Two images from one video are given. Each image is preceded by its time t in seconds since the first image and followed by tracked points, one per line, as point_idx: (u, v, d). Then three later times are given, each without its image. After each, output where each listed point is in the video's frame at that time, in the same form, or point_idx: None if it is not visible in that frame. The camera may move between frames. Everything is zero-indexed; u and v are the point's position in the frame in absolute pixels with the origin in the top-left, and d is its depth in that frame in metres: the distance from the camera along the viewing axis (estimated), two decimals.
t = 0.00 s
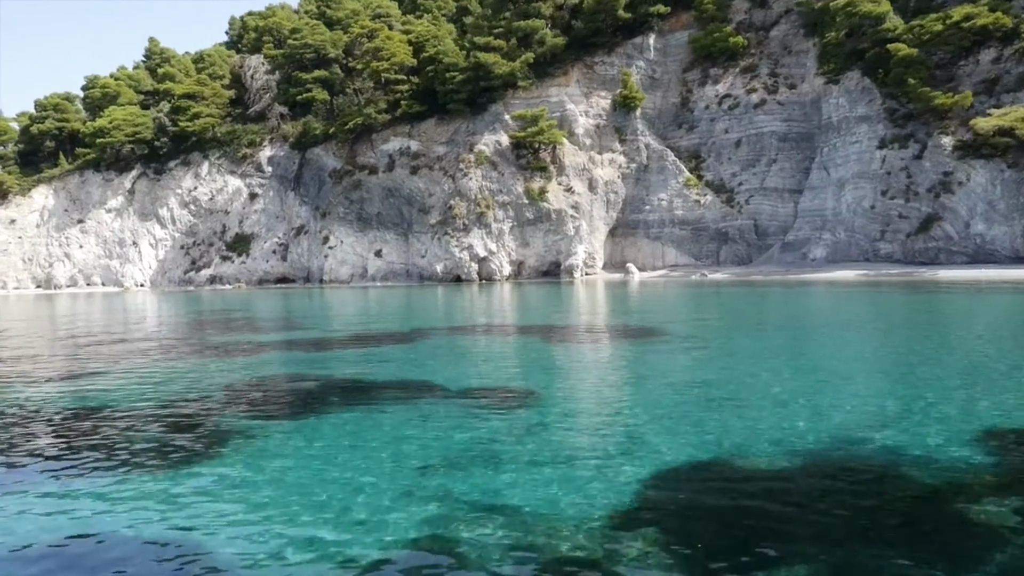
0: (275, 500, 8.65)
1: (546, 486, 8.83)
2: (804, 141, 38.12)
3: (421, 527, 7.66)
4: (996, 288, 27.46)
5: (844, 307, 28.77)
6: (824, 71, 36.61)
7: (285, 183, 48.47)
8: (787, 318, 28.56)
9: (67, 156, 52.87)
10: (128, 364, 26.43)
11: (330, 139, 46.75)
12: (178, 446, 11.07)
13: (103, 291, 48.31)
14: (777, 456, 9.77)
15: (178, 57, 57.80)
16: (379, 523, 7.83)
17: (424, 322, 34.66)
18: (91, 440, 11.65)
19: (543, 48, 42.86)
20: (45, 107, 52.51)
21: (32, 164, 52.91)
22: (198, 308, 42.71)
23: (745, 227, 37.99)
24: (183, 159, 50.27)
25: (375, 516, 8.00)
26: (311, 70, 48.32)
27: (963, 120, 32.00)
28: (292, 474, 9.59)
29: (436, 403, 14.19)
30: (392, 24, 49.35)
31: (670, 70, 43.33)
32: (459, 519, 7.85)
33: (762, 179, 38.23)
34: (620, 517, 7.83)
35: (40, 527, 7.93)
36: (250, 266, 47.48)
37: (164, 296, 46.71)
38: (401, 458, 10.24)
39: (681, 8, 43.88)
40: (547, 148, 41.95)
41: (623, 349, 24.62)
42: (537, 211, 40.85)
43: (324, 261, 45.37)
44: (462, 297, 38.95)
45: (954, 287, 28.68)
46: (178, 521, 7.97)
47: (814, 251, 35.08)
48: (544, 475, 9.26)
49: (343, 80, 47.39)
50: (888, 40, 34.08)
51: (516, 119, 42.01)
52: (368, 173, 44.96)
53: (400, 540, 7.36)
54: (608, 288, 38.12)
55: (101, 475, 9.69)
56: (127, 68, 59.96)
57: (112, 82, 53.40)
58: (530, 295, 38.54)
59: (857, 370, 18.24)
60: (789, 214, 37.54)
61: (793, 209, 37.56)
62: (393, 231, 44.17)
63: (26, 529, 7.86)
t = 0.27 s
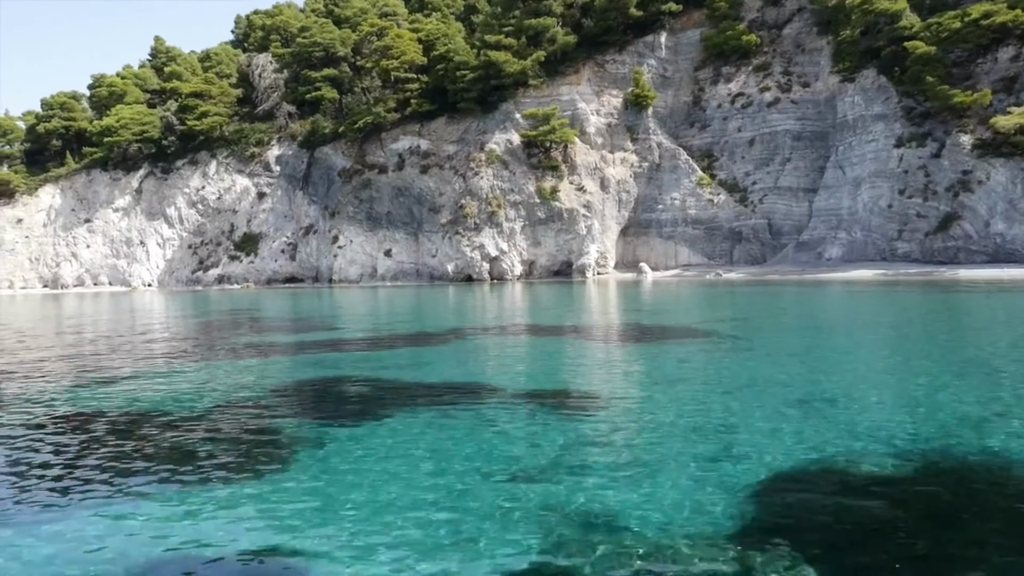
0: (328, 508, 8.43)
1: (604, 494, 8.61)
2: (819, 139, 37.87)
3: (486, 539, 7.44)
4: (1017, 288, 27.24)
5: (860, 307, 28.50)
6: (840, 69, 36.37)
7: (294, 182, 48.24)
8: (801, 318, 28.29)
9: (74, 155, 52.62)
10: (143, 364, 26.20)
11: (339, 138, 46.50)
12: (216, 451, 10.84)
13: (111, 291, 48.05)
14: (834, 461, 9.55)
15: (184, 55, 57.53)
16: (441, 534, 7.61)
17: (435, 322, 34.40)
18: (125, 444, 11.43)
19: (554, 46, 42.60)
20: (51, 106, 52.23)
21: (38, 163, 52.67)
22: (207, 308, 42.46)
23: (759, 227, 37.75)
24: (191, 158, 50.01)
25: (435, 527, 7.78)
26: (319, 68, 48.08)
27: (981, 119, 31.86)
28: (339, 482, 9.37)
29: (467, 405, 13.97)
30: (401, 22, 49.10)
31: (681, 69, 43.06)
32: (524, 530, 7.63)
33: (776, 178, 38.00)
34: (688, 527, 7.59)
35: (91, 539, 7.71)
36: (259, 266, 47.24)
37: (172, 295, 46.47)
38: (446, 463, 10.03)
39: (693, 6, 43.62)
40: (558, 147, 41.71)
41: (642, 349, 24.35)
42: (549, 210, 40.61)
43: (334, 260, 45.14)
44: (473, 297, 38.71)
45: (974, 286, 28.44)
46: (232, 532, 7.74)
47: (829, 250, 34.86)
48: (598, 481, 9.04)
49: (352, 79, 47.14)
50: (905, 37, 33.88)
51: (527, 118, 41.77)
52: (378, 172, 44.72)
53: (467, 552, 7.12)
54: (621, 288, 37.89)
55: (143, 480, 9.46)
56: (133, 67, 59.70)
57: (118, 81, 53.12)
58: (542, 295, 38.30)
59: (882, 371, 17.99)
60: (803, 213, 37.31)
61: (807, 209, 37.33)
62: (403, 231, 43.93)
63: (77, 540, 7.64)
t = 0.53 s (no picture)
0: (372, 503, 8.21)
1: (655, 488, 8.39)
2: (831, 138, 37.64)
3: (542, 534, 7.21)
4: None
5: (874, 307, 28.25)
6: (853, 67, 36.14)
7: (301, 181, 48.00)
8: (814, 319, 28.00)
9: (79, 154, 52.37)
10: (154, 363, 25.95)
11: (347, 137, 46.27)
12: (247, 445, 10.60)
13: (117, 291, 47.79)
14: (885, 457, 9.34)
15: (190, 54, 57.30)
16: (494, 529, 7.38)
17: (444, 322, 34.13)
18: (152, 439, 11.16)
19: (564, 44, 42.37)
20: (57, 104, 51.96)
21: (43, 162, 52.45)
22: (213, 308, 42.19)
23: (771, 226, 37.53)
24: (197, 157, 49.78)
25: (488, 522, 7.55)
26: (327, 67, 47.87)
27: (998, 117, 31.73)
28: (379, 475, 9.15)
29: (494, 400, 13.72)
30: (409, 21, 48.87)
31: (691, 67, 42.82)
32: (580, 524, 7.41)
33: (788, 177, 37.77)
34: (749, 523, 7.37)
35: (133, 530, 7.47)
36: (266, 266, 47.00)
37: (178, 295, 46.23)
38: (486, 456, 9.81)
39: (703, 4, 43.41)
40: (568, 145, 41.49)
41: (659, 349, 24.11)
42: (559, 209, 40.39)
43: (341, 260, 44.91)
44: (482, 296, 38.47)
45: (991, 286, 28.21)
46: (280, 525, 7.51)
47: (843, 249, 34.64)
48: (647, 475, 8.81)
49: (359, 78, 46.93)
50: (920, 35, 33.72)
51: (536, 117, 41.54)
52: (386, 171, 44.51)
53: (524, 548, 6.90)
54: (632, 288, 37.66)
55: (178, 474, 9.23)
56: (138, 66, 59.45)
57: (124, 80, 52.87)
58: (552, 294, 38.07)
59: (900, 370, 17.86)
60: (816, 212, 37.08)
61: (820, 207, 37.10)
62: (411, 230, 43.71)
63: (119, 531, 7.41)
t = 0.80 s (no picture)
0: (429, 508, 7.98)
1: (719, 494, 8.17)
2: (846, 137, 37.39)
3: (613, 542, 7.00)
4: None
5: (892, 307, 27.98)
6: (868, 65, 35.88)
7: (309, 180, 47.76)
8: (831, 320, 27.60)
9: (86, 153, 52.10)
10: (168, 363, 25.69)
11: (356, 135, 46.01)
12: (287, 450, 10.36)
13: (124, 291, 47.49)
14: (947, 461, 9.15)
15: (196, 53, 57.00)
16: (562, 536, 7.17)
17: (456, 322, 33.82)
18: (186, 443, 10.92)
19: (575, 43, 42.10)
20: (64, 103, 51.67)
21: (50, 161, 52.18)
22: (221, 308, 41.89)
23: (785, 225, 37.29)
24: (205, 156, 49.50)
25: (554, 529, 7.33)
26: (336, 66, 47.62)
27: (1016, 115, 31.68)
28: (429, 480, 8.92)
29: (528, 401, 13.47)
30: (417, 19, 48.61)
31: (703, 66, 42.56)
32: (651, 532, 7.19)
33: (803, 176, 37.54)
34: (822, 531, 7.16)
35: (187, 537, 7.24)
36: (274, 265, 46.71)
37: (185, 295, 45.95)
38: (535, 460, 9.58)
39: (714, 2, 43.15)
40: (580, 144, 41.25)
41: (679, 349, 23.83)
42: (571, 208, 40.15)
43: (351, 259, 44.65)
44: (493, 297, 38.20)
45: (1010, 286, 27.96)
46: (340, 531, 7.29)
47: (859, 249, 34.41)
48: (708, 480, 8.59)
49: (368, 76, 46.70)
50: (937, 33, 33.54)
51: (548, 116, 41.30)
52: (396, 171, 44.28)
53: (595, 557, 6.68)
54: (645, 288, 37.41)
55: (221, 479, 9.00)
56: (144, 64, 59.17)
57: (131, 78, 52.58)
58: (565, 294, 37.82)
59: (930, 367, 17.58)
60: (830, 212, 36.84)
61: (835, 207, 36.86)
62: (421, 230, 43.47)
63: (173, 538, 7.18)
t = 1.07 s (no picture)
0: (485, 505, 7.76)
1: (792, 491, 7.89)
2: (861, 135, 37.14)
3: (695, 541, 6.72)
4: None
5: (910, 307, 27.73)
6: (884, 63, 35.60)
7: (318, 180, 47.51)
8: (849, 319, 27.30)
9: (93, 152, 51.84)
10: (182, 363, 25.41)
11: (365, 134, 45.78)
12: (329, 449, 10.09)
13: (132, 291, 47.23)
14: (1010, 457, 8.93)
15: (202, 51, 56.71)
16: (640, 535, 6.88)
17: (468, 322, 33.54)
18: (223, 443, 10.64)
19: (587, 41, 41.81)
20: (70, 101, 51.39)
21: (57, 161, 51.93)
22: (230, 308, 41.64)
23: (800, 224, 37.05)
24: (213, 155, 49.20)
25: (629, 527, 7.06)
26: (346, 64, 47.37)
27: None
28: (485, 477, 8.65)
29: (565, 400, 13.19)
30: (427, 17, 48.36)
31: (715, 64, 42.30)
32: (732, 530, 6.92)
33: (817, 174, 37.30)
34: (901, 526, 6.93)
35: (247, 537, 6.97)
36: (283, 265, 46.48)
37: (193, 295, 45.70)
38: (590, 457, 9.30)
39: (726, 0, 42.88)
40: (592, 143, 41.01)
41: (699, 348, 23.59)
42: (583, 207, 39.91)
43: (361, 259, 44.41)
44: (504, 296, 37.95)
45: None
46: (406, 529, 7.02)
47: (875, 248, 34.17)
48: (773, 476, 8.35)
49: (377, 75, 46.44)
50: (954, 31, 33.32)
51: (559, 114, 41.06)
52: (406, 169, 44.08)
53: (670, 555, 6.46)
54: (658, 287, 37.18)
55: (268, 477, 8.76)
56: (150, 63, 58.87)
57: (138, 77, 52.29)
58: (577, 294, 37.57)
59: (958, 365, 17.34)
60: (845, 211, 36.60)
61: (850, 205, 36.62)
62: (431, 229, 43.24)
63: (232, 538, 6.91)
